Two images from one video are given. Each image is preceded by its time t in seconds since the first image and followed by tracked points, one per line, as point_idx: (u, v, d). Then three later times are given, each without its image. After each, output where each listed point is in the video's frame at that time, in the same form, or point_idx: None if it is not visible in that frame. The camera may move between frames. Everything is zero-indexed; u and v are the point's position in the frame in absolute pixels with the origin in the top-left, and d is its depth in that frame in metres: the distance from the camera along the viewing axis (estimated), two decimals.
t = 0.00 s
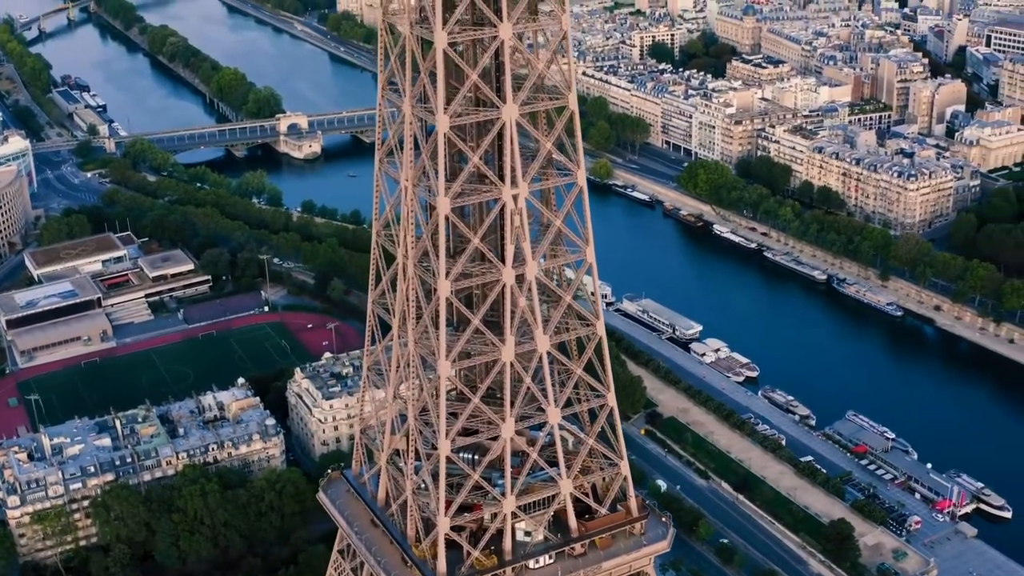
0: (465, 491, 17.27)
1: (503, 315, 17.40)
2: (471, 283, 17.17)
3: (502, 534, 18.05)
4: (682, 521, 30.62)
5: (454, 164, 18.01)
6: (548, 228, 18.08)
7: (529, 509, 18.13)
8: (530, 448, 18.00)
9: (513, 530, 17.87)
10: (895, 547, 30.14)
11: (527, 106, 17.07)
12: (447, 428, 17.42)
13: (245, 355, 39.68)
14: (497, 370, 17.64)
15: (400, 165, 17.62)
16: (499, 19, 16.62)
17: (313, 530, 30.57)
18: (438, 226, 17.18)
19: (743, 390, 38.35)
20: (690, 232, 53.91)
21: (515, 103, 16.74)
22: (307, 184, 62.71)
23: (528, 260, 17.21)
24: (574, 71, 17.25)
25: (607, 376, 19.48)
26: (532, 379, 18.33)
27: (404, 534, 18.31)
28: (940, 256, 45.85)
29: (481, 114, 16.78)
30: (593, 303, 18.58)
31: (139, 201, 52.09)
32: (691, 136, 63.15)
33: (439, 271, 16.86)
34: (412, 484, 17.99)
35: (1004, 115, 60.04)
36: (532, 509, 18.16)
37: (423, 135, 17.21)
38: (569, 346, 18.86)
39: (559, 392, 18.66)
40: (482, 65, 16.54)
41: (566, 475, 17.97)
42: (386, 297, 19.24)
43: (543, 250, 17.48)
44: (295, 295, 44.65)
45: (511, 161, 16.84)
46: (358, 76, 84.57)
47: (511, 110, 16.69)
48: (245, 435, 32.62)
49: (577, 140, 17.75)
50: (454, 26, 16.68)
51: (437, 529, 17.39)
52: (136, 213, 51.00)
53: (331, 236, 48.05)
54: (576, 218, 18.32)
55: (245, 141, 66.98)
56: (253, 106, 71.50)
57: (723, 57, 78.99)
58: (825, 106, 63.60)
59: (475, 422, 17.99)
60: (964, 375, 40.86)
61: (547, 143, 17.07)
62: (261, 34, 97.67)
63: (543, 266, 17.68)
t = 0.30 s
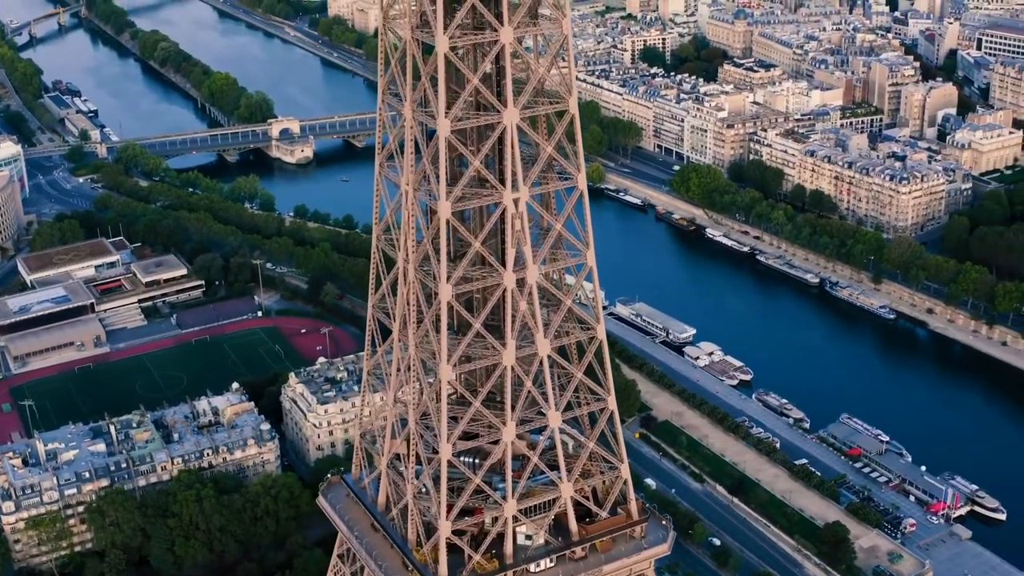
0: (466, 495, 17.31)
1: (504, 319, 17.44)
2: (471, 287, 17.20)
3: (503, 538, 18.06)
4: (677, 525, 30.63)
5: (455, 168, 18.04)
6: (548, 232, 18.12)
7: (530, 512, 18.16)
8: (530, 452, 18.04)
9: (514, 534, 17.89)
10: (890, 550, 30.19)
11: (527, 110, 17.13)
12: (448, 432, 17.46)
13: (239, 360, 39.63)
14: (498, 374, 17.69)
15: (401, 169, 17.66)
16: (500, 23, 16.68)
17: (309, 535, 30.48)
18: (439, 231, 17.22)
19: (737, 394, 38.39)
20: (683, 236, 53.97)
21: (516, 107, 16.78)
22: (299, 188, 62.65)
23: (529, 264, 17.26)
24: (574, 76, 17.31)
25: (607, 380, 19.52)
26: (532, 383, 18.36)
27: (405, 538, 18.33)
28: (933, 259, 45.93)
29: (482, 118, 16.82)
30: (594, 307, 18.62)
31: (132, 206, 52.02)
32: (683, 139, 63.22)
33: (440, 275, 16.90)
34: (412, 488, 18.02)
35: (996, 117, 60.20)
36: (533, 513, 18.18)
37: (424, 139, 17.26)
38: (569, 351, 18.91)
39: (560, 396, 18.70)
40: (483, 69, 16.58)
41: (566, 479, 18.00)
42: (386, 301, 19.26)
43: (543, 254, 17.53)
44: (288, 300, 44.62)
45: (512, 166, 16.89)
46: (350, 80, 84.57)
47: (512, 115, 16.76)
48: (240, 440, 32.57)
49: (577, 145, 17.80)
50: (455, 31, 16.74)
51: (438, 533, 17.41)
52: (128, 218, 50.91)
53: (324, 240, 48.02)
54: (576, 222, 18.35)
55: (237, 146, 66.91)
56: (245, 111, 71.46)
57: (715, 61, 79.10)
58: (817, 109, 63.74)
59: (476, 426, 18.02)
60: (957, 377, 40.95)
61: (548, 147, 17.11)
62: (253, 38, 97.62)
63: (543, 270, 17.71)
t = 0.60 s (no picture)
0: (467, 499, 17.32)
1: (504, 323, 17.46)
2: (471, 291, 17.24)
3: (503, 542, 18.07)
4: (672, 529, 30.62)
5: (455, 173, 18.09)
6: (548, 236, 18.16)
7: (530, 516, 18.17)
8: (530, 456, 18.07)
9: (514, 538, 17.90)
10: (884, 552, 30.25)
11: (527, 115, 17.18)
12: (449, 436, 17.48)
13: (232, 366, 39.57)
14: (498, 378, 17.72)
15: (401, 174, 17.70)
16: (501, 27, 16.75)
17: (303, 539, 30.39)
18: (439, 235, 17.24)
19: (730, 397, 38.43)
20: (675, 240, 54.03)
21: (516, 111, 16.84)
22: (290, 193, 62.59)
23: (529, 268, 17.29)
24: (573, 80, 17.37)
25: (606, 384, 19.57)
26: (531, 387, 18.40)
27: (405, 542, 18.34)
28: (924, 262, 46.04)
29: (483, 123, 16.87)
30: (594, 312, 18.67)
31: (124, 211, 51.93)
32: (674, 143, 63.31)
33: (440, 279, 16.93)
34: (413, 492, 18.03)
35: (986, 120, 60.37)
36: (533, 517, 18.19)
37: (424, 144, 17.30)
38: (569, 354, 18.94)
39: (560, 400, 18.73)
40: (483, 74, 16.65)
41: (566, 482, 18.04)
42: (386, 306, 19.28)
43: (543, 258, 17.57)
44: (280, 305, 44.59)
45: (512, 170, 16.93)
46: (340, 85, 84.58)
47: (513, 119, 16.80)
48: (234, 445, 32.52)
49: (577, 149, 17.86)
50: (455, 35, 16.80)
51: (439, 537, 17.43)
52: (120, 223, 50.81)
53: (316, 245, 47.98)
54: (576, 227, 18.39)
55: (228, 151, 66.81)
56: (236, 116, 71.43)
57: (705, 65, 79.21)
58: (808, 113, 63.88)
59: (476, 430, 18.04)
60: (950, 380, 41.03)
61: (548, 151, 17.16)
62: (243, 43, 97.55)
63: (543, 274, 17.74)
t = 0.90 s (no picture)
0: (466, 503, 17.34)
1: (503, 327, 17.48)
2: (469, 295, 17.26)
3: (502, 546, 18.08)
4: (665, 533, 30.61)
5: (453, 177, 18.12)
6: (547, 240, 18.16)
7: (529, 519, 18.18)
8: (528, 459, 18.09)
9: (513, 541, 17.90)
10: (877, 554, 30.32)
11: (526, 118, 17.20)
12: (448, 440, 17.50)
13: (223, 371, 39.48)
14: (496, 382, 17.74)
15: (399, 178, 17.72)
16: (499, 31, 16.78)
17: (296, 544, 30.31)
18: (437, 239, 17.25)
19: (721, 400, 38.48)
20: (664, 243, 54.11)
21: (514, 114, 16.88)
22: (280, 198, 62.51)
23: (527, 272, 17.31)
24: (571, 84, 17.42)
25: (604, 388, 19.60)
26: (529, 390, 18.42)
27: (404, 546, 18.34)
28: (914, 265, 46.18)
29: (481, 126, 16.91)
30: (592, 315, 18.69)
31: (113, 216, 51.82)
32: (664, 147, 63.40)
33: (439, 284, 16.93)
34: (411, 497, 18.03)
35: (974, 123, 60.58)
36: (532, 519, 18.20)
37: (422, 149, 17.32)
38: (567, 357, 18.98)
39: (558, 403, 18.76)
40: (482, 78, 16.67)
41: (565, 485, 18.07)
42: (384, 310, 19.29)
43: (542, 262, 17.60)
44: (270, 310, 44.55)
45: (511, 173, 16.93)
46: (329, 90, 84.56)
47: (511, 123, 16.81)
48: (226, 450, 32.46)
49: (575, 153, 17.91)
50: (454, 40, 16.82)
51: (438, 541, 17.44)
52: (110, 229, 50.71)
53: (306, 250, 47.94)
54: (574, 231, 18.41)
55: (217, 156, 66.71)
56: (225, 121, 71.35)
57: (694, 68, 79.36)
58: (797, 116, 64.05)
59: (475, 433, 18.06)
60: (940, 382, 41.15)
61: (546, 155, 17.19)
62: (231, 48, 97.45)
63: (542, 278, 17.76)
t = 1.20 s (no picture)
0: (465, 506, 17.36)
1: (501, 330, 17.54)
2: (468, 300, 17.30)
3: (500, 550, 18.08)
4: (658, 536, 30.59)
5: (450, 182, 18.17)
6: (544, 243, 18.22)
7: (527, 523, 18.22)
8: (527, 463, 18.13)
9: (513, 544, 17.94)
10: (870, 556, 30.39)
11: (524, 122, 17.28)
12: (447, 443, 17.55)
13: (214, 376, 39.39)
14: (495, 386, 17.79)
15: (397, 182, 17.78)
16: (497, 36, 16.90)
17: (289, 550, 30.23)
18: (436, 243, 17.32)
19: (712, 403, 38.50)
20: (654, 247, 54.18)
21: (513, 119, 16.97)
22: (269, 203, 62.43)
23: (526, 275, 17.36)
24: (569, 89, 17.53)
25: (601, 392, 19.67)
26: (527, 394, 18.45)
27: (403, 551, 18.35)
28: (904, 267, 46.33)
29: (481, 131, 16.99)
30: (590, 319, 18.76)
31: (103, 222, 51.69)
32: (653, 151, 63.45)
33: (438, 288, 16.98)
34: (410, 500, 18.05)
35: (963, 126, 60.81)
36: (530, 523, 18.25)
37: (420, 153, 17.40)
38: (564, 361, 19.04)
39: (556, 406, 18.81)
40: (480, 82, 16.77)
41: (563, 488, 18.10)
42: (381, 314, 19.35)
43: (540, 266, 17.66)
44: (261, 315, 44.50)
45: (509, 177, 17.02)
46: (317, 95, 84.53)
47: (509, 127, 16.91)
48: (218, 456, 32.39)
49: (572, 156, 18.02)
50: (452, 44, 16.93)
51: (437, 545, 17.45)
52: (99, 234, 50.60)
53: (296, 255, 47.89)
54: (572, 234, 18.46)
55: (206, 161, 66.60)
56: (213, 126, 71.26)
57: (682, 72, 79.48)
58: (785, 120, 64.18)
59: (473, 437, 18.10)
60: (930, 384, 41.24)
61: (544, 159, 17.28)
62: (219, 53, 97.34)
63: (539, 282, 17.83)
